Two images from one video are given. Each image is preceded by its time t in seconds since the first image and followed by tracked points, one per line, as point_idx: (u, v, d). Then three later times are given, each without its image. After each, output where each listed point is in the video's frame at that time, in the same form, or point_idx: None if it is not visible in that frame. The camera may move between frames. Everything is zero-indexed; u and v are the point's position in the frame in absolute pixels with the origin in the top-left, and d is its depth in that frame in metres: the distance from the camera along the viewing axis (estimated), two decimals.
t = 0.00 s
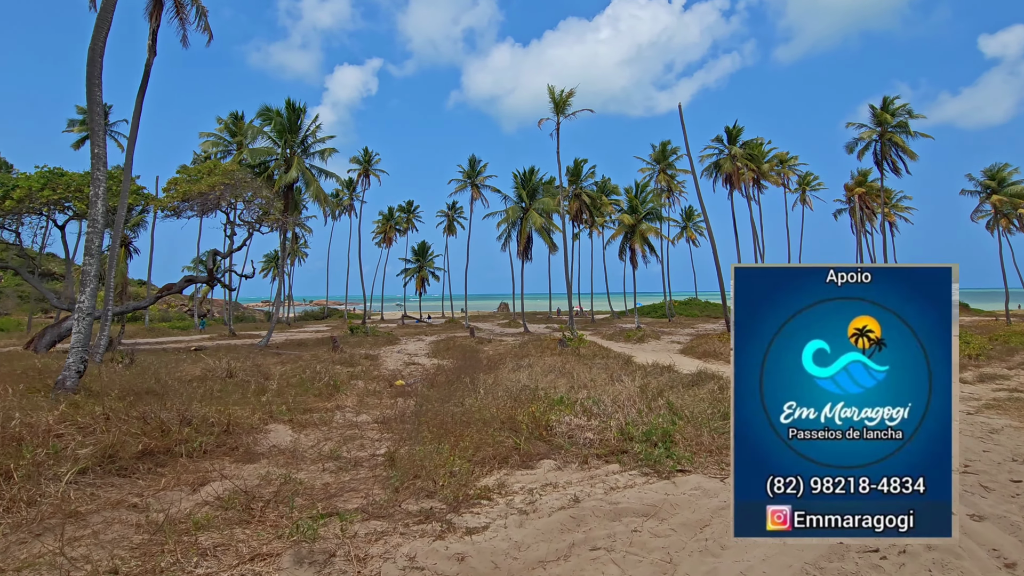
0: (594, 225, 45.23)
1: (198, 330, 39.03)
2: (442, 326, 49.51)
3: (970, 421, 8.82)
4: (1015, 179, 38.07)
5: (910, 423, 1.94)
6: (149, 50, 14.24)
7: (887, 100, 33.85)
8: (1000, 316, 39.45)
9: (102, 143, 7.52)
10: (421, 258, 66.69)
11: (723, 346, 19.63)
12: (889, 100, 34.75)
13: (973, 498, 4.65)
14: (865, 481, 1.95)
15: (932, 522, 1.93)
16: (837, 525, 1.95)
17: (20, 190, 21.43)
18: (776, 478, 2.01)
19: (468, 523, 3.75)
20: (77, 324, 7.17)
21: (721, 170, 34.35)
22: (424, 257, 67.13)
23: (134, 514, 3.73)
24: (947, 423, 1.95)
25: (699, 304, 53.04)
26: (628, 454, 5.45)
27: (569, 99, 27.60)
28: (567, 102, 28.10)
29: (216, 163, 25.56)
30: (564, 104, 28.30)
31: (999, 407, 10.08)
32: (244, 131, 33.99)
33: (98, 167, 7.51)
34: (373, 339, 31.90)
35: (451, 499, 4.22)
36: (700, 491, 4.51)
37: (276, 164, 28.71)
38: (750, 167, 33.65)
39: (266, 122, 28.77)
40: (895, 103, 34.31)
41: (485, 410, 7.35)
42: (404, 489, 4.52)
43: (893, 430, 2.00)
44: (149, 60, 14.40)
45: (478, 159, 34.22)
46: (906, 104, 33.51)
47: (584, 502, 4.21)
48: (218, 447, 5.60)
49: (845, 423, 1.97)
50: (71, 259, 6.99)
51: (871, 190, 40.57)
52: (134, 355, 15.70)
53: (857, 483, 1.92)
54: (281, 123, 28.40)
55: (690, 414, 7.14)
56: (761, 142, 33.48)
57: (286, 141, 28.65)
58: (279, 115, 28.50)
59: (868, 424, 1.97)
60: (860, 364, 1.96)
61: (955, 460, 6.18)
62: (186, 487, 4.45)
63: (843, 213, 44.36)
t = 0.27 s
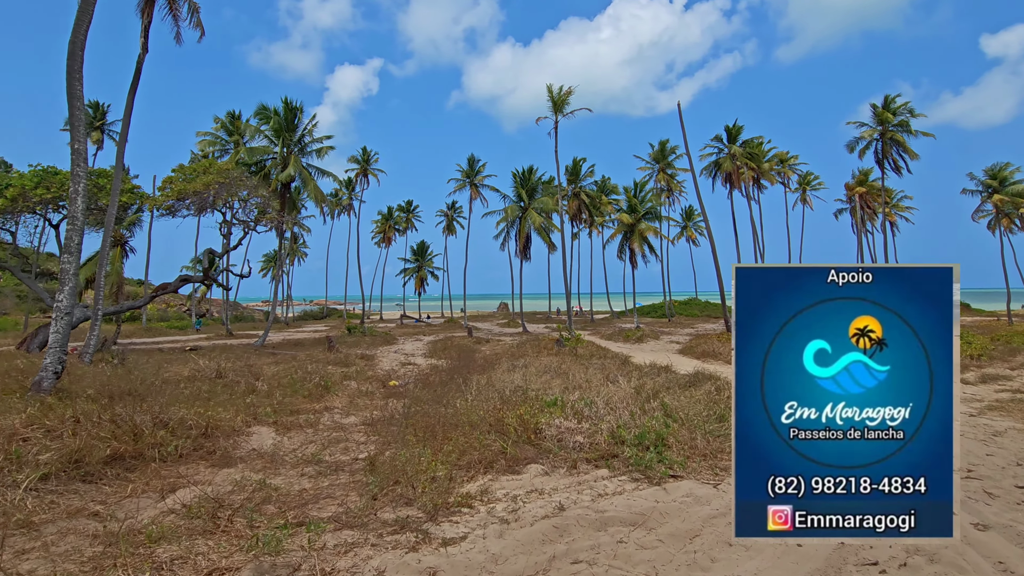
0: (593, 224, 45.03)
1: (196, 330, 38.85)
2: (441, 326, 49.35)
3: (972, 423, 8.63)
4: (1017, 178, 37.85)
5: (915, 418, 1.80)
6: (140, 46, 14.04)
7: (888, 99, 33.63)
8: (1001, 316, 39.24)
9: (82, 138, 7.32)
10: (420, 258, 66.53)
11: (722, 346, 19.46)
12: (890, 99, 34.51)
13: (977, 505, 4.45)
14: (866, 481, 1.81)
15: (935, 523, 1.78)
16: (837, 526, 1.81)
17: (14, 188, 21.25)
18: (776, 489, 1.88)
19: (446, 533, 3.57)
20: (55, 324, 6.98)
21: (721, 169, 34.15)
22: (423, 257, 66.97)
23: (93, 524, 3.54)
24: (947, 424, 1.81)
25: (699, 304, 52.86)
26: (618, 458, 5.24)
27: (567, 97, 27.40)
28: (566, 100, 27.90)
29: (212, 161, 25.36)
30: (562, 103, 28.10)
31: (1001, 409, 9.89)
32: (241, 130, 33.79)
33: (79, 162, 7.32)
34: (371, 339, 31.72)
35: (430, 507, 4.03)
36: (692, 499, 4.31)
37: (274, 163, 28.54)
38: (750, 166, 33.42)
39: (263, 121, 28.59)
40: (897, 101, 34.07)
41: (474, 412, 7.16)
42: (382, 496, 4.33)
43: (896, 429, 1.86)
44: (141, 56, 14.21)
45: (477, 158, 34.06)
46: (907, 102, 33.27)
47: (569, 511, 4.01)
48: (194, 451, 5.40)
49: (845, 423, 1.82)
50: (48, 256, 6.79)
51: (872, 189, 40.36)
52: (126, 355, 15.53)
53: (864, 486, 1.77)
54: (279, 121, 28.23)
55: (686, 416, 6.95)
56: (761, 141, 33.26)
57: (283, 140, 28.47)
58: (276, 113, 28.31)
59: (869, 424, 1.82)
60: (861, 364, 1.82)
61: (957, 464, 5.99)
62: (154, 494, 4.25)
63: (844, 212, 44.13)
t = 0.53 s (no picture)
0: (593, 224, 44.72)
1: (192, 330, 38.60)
2: (439, 326, 49.10)
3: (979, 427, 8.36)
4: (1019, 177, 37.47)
5: (968, 421, 3.26)
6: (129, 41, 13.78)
7: (889, 97, 33.33)
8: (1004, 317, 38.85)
9: (61, 132, 7.11)
10: (419, 258, 66.30)
11: (722, 347, 19.21)
12: (891, 97, 34.20)
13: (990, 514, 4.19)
14: (927, 479, 3.33)
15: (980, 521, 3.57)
16: (899, 524, 3.44)
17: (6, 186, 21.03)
18: (847, 495, 3.55)
19: (424, 546, 3.34)
20: (33, 321, 6.79)
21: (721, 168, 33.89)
22: (423, 257, 66.72)
23: (44, 537, 3.31)
24: (989, 422, 3.27)
25: (699, 304, 52.57)
26: (611, 464, 5.01)
27: (566, 95, 27.15)
28: (565, 98, 27.65)
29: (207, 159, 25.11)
30: (561, 101, 27.86)
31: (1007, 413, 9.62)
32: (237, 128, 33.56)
33: (58, 157, 7.11)
34: (367, 340, 31.42)
35: (406, 518, 3.79)
36: (687, 508, 4.07)
37: (270, 162, 28.31)
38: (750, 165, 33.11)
39: (259, 119, 28.36)
40: (898, 100, 33.76)
41: (464, 415, 6.93)
42: (360, 505, 4.10)
43: (957, 433, 3.36)
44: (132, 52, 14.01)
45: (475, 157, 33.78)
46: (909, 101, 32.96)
47: (553, 523, 3.77)
48: (168, 456, 5.18)
49: (908, 423, 3.32)
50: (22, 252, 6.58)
51: (873, 188, 40.04)
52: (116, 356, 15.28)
53: (920, 487, 3.35)
54: (275, 120, 28.00)
55: (682, 420, 6.71)
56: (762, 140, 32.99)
57: (279, 139, 28.23)
58: (272, 112, 28.09)
59: (932, 423, 3.31)
60: (922, 364, 3.28)
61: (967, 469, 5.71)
62: (119, 501, 4.01)
63: (845, 213, 43.87)
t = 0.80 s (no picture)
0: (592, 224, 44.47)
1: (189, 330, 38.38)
2: (438, 326, 48.89)
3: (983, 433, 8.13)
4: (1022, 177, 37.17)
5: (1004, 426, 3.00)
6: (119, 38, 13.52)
7: (892, 97, 33.03)
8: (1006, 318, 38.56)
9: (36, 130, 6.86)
10: (418, 258, 66.06)
11: (722, 349, 18.97)
12: (893, 96, 33.92)
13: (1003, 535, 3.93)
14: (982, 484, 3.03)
15: None
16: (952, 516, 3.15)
17: None
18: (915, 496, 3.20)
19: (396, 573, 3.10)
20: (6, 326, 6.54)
21: (721, 168, 33.61)
22: (422, 257, 66.49)
23: None
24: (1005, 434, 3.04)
25: (699, 304, 52.33)
26: (601, 477, 4.77)
27: (564, 94, 26.88)
28: (563, 98, 27.39)
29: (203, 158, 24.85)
30: (559, 100, 27.59)
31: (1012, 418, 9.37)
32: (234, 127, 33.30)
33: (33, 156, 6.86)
34: (364, 340, 31.17)
35: (379, 540, 3.55)
36: (680, 529, 3.82)
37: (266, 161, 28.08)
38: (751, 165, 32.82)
39: (256, 118, 28.12)
40: (900, 99, 33.47)
41: (452, 422, 6.68)
42: (333, 524, 3.86)
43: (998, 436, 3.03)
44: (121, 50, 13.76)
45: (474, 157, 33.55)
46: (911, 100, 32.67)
47: (537, 546, 3.53)
48: (139, 469, 4.95)
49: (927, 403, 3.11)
50: None
51: (875, 188, 39.75)
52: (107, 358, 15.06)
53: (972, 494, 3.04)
54: (272, 119, 27.77)
55: (678, 428, 6.46)
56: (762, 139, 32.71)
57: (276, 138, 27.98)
58: (268, 111, 27.84)
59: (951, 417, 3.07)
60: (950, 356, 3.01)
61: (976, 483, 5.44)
62: (77, 520, 3.77)
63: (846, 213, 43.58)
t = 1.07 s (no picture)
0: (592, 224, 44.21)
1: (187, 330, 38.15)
2: (437, 327, 48.60)
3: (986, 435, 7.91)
4: None
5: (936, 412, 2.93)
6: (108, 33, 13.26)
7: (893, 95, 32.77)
8: (1008, 318, 38.23)
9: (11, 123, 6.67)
10: (418, 258, 65.78)
11: (721, 349, 18.73)
12: (895, 95, 33.67)
13: (1012, 546, 3.71)
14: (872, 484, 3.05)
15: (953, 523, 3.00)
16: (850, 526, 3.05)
17: None
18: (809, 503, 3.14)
19: None
20: None
21: (722, 167, 33.36)
22: (422, 257, 66.27)
23: None
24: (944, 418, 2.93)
25: (700, 305, 52.04)
26: (590, 484, 4.56)
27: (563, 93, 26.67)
28: (562, 96, 27.17)
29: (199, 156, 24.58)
30: (558, 99, 27.36)
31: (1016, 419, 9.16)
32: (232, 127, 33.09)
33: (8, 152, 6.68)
34: (361, 341, 30.92)
35: (350, 552, 3.33)
36: (671, 539, 3.61)
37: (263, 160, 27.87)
38: (751, 164, 32.57)
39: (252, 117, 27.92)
40: (901, 98, 33.22)
41: (439, 425, 6.46)
42: (305, 534, 3.66)
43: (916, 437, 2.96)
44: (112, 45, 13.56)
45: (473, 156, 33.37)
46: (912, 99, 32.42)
47: (517, 558, 3.32)
48: (108, 474, 4.73)
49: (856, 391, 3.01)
50: None
51: (876, 188, 39.47)
52: (98, 358, 14.83)
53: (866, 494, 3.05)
54: (268, 118, 27.57)
55: (673, 431, 6.24)
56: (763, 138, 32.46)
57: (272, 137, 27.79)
58: (265, 109, 27.65)
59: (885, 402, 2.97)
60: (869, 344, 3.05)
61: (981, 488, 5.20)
62: (33, 530, 3.59)
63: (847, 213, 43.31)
